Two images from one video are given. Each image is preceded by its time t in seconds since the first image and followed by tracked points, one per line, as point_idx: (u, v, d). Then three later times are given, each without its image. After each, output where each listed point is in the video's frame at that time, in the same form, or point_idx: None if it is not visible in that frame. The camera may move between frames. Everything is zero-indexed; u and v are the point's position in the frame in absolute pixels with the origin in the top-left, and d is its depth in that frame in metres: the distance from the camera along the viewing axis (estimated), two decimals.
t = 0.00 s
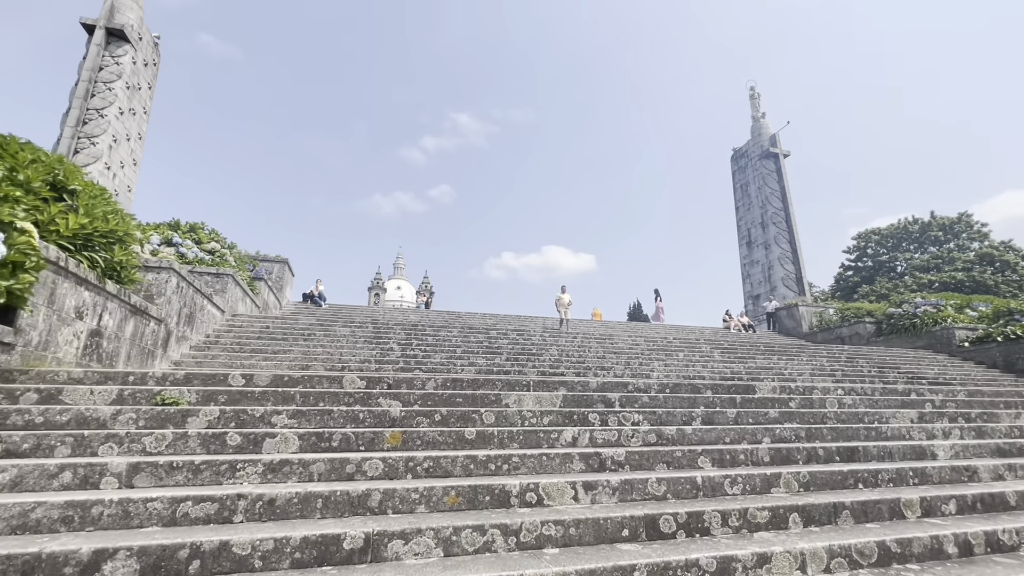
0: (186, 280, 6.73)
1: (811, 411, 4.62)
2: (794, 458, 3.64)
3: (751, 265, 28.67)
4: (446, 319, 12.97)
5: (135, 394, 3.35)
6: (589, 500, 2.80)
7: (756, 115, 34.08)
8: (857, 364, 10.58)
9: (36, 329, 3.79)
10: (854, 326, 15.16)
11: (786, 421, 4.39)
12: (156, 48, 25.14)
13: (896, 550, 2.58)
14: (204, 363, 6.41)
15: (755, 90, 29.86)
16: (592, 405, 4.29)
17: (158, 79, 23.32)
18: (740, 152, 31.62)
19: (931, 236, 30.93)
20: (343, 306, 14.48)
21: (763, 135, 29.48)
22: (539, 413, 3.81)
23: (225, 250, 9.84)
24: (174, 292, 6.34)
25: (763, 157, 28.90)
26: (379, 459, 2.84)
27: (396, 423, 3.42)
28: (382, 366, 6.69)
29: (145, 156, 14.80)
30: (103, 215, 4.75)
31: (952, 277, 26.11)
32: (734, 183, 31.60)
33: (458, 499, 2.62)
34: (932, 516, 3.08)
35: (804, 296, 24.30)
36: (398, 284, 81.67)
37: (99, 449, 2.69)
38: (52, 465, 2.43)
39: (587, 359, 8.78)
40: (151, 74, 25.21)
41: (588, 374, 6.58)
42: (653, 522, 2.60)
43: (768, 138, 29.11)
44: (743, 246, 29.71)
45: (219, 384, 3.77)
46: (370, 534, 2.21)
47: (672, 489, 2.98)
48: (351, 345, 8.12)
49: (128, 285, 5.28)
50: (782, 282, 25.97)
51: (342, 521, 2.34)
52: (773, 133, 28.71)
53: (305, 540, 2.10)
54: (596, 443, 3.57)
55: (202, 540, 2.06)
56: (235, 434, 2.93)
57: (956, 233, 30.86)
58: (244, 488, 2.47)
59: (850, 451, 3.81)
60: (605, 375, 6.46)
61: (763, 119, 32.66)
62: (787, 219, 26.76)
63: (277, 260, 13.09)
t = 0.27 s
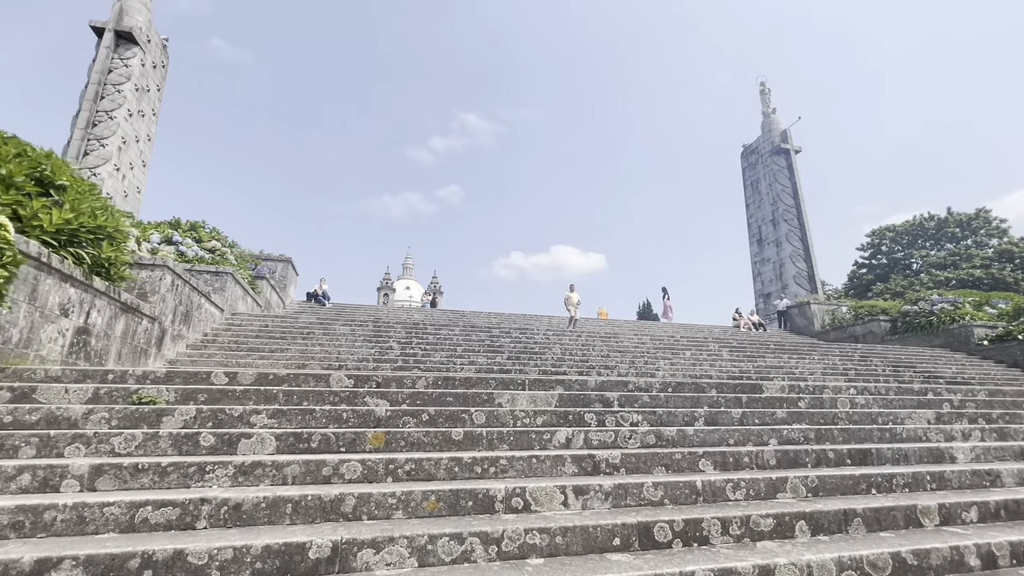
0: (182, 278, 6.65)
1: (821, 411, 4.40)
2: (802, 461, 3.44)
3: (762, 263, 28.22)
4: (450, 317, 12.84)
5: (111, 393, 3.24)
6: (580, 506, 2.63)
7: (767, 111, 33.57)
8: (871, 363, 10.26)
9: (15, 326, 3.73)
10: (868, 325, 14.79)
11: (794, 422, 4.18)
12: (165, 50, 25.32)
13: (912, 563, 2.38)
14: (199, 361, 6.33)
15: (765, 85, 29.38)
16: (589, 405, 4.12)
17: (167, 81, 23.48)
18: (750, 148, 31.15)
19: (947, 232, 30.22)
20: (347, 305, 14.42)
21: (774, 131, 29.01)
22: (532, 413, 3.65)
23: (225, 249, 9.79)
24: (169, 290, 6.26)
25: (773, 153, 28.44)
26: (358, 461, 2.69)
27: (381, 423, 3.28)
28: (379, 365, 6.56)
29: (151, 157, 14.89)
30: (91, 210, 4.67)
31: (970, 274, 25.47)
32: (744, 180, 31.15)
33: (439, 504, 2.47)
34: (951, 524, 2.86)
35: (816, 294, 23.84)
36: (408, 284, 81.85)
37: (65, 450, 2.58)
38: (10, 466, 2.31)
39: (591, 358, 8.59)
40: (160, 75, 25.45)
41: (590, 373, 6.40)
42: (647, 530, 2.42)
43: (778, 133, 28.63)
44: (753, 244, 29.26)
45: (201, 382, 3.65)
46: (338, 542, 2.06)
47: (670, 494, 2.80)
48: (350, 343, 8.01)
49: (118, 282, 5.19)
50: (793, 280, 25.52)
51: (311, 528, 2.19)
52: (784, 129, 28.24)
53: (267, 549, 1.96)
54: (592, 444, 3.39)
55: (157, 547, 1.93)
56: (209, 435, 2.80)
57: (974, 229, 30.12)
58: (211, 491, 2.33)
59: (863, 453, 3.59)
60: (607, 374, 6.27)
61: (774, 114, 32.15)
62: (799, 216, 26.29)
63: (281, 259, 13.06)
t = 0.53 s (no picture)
0: (178, 276, 6.59)
1: (832, 412, 4.17)
2: (812, 464, 3.22)
3: (774, 262, 27.74)
4: (454, 317, 12.69)
5: (86, 390, 3.13)
6: (567, 512, 2.45)
7: (779, 108, 33.03)
8: (887, 363, 9.92)
9: None
10: (884, 324, 14.36)
11: (803, 423, 3.96)
12: (175, 54, 25.66)
13: None
14: (195, 360, 6.25)
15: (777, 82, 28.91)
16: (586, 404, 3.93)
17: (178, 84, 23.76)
18: (762, 146, 30.66)
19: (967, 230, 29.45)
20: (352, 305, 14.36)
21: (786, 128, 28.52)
22: (524, 412, 3.47)
23: (227, 248, 9.75)
24: (164, 288, 6.20)
25: (786, 151, 27.95)
26: (332, 463, 2.54)
27: (362, 423, 3.12)
28: (376, 364, 6.43)
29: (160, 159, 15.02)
30: (78, 206, 4.58)
31: (991, 273, 24.75)
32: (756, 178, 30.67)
33: (414, 509, 2.30)
34: (975, 534, 2.63)
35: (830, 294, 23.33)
36: (418, 286, 81.63)
37: (28, 449, 2.47)
38: None
39: (595, 357, 8.39)
40: (171, 79, 25.80)
41: (591, 372, 6.21)
42: (637, 539, 2.23)
43: (791, 130, 28.14)
44: (765, 243, 28.77)
45: (181, 380, 3.53)
46: (299, 549, 1.91)
47: (666, 499, 2.61)
48: (349, 342, 7.89)
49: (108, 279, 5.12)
50: (806, 279, 25.02)
51: (272, 534, 2.03)
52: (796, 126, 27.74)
53: (220, 557, 1.81)
54: (586, 446, 3.21)
55: (101, 554, 1.79)
56: (179, 434, 2.67)
57: (994, 227, 29.31)
58: (171, 493, 2.19)
59: (877, 457, 3.36)
60: (609, 373, 6.07)
61: (787, 111, 31.62)
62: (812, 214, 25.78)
63: (285, 259, 13.04)
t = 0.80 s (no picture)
0: (176, 277, 6.55)
1: (844, 418, 3.93)
2: (820, 475, 3.01)
3: (788, 263, 27.21)
4: (459, 319, 12.55)
5: (61, 393, 3.03)
6: (551, 526, 2.28)
7: (792, 106, 32.47)
8: (905, 366, 9.56)
9: None
10: (903, 326, 13.92)
11: (813, 430, 3.73)
12: (188, 60, 26.01)
13: None
14: (191, 362, 6.19)
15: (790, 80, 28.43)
16: (582, 409, 3.75)
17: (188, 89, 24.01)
18: (775, 145, 30.15)
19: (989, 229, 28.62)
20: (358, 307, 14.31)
21: (800, 127, 28.01)
22: (514, 418, 3.31)
23: (231, 250, 9.74)
24: (161, 289, 6.15)
25: (800, 150, 27.44)
26: (303, 471, 2.40)
27: (343, 428, 2.99)
28: (374, 366, 6.32)
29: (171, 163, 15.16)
30: (67, 207, 4.52)
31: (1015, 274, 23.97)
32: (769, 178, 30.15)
33: (386, 521, 2.15)
34: (1000, 554, 2.40)
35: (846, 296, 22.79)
36: (429, 289, 81.87)
37: None
38: None
39: (599, 360, 8.19)
40: (183, 85, 26.13)
41: (594, 375, 6.02)
42: (625, 557, 2.06)
43: (804, 129, 27.63)
44: (779, 243, 28.25)
45: (162, 382, 3.43)
46: (252, 567, 1.77)
47: (659, 513, 2.43)
48: (350, 345, 7.79)
49: (101, 280, 5.07)
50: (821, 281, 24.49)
51: (229, 550, 1.90)
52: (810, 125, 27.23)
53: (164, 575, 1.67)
54: (578, 454, 3.03)
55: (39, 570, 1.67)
56: (147, 439, 2.56)
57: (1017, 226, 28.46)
58: (127, 503, 2.07)
59: (892, 467, 3.14)
60: (611, 376, 5.87)
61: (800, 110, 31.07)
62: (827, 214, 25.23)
63: (291, 261, 13.04)
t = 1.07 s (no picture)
0: (174, 279, 6.52)
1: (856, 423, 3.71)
2: (829, 485, 2.80)
3: (802, 265, 26.68)
4: (464, 321, 12.42)
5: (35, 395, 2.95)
6: (531, 539, 2.12)
7: (805, 106, 31.94)
8: (924, 370, 9.21)
9: None
10: (921, 329, 13.48)
11: (821, 436, 3.52)
12: (200, 68, 26.39)
13: None
14: (188, 364, 6.15)
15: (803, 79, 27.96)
16: (576, 414, 3.59)
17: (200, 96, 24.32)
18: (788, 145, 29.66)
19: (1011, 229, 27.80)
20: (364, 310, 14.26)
21: (813, 127, 27.51)
22: (503, 423, 3.16)
23: (234, 253, 9.74)
24: (158, 291, 6.12)
25: (813, 150, 26.95)
26: (271, 477, 2.27)
27: (321, 433, 2.86)
28: (371, 369, 6.21)
29: (185, 169, 15.31)
30: (58, 207, 4.50)
31: None
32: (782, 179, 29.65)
33: (352, 533, 2.02)
34: None
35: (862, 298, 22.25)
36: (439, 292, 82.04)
37: None
38: None
39: (604, 362, 8.00)
40: (195, 91, 26.48)
41: (596, 378, 5.84)
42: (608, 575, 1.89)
43: (818, 129, 27.13)
44: (793, 245, 27.73)
45: (143, 384, 3.33)
46: None
47: (650, 526, 2.26)
48: (350, 347, 7.70)
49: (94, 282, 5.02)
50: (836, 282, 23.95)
51: (179, 563, 1.77)
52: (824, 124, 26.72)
53: None
54: (568, 461, 2.87)
55: None
56: (113, 443, 2.45)
57: None
58: (79, 511, 1.95)
59: (906, 476, 2.92)
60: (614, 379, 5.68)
61: (813, 109, 30.56)
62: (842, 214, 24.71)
63: (297, 264, 13.03)
